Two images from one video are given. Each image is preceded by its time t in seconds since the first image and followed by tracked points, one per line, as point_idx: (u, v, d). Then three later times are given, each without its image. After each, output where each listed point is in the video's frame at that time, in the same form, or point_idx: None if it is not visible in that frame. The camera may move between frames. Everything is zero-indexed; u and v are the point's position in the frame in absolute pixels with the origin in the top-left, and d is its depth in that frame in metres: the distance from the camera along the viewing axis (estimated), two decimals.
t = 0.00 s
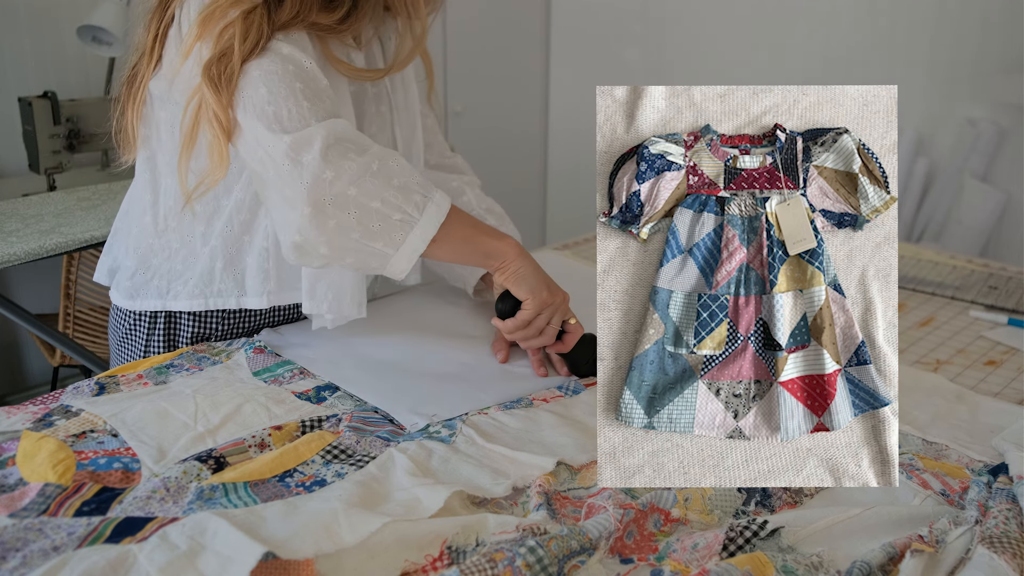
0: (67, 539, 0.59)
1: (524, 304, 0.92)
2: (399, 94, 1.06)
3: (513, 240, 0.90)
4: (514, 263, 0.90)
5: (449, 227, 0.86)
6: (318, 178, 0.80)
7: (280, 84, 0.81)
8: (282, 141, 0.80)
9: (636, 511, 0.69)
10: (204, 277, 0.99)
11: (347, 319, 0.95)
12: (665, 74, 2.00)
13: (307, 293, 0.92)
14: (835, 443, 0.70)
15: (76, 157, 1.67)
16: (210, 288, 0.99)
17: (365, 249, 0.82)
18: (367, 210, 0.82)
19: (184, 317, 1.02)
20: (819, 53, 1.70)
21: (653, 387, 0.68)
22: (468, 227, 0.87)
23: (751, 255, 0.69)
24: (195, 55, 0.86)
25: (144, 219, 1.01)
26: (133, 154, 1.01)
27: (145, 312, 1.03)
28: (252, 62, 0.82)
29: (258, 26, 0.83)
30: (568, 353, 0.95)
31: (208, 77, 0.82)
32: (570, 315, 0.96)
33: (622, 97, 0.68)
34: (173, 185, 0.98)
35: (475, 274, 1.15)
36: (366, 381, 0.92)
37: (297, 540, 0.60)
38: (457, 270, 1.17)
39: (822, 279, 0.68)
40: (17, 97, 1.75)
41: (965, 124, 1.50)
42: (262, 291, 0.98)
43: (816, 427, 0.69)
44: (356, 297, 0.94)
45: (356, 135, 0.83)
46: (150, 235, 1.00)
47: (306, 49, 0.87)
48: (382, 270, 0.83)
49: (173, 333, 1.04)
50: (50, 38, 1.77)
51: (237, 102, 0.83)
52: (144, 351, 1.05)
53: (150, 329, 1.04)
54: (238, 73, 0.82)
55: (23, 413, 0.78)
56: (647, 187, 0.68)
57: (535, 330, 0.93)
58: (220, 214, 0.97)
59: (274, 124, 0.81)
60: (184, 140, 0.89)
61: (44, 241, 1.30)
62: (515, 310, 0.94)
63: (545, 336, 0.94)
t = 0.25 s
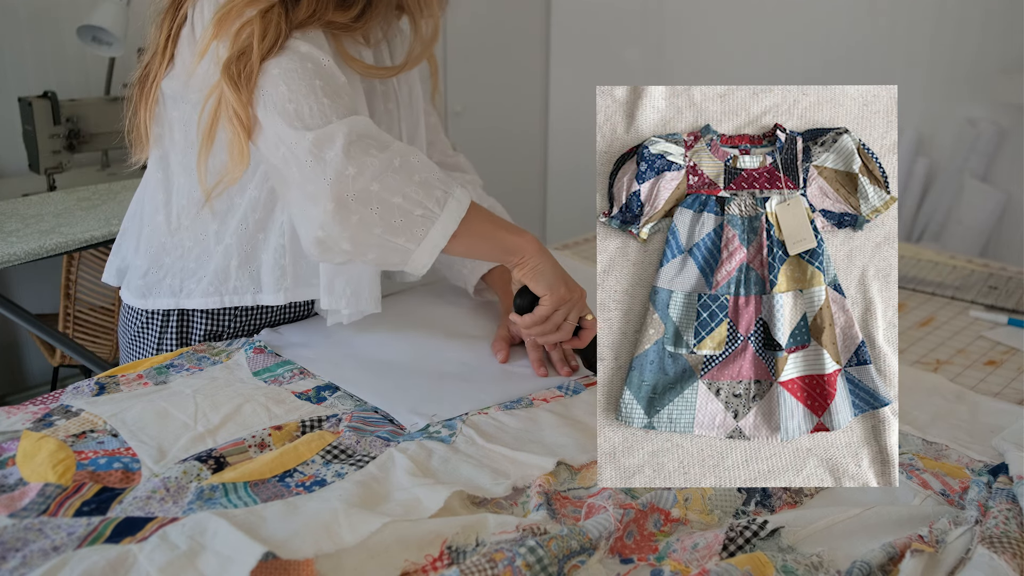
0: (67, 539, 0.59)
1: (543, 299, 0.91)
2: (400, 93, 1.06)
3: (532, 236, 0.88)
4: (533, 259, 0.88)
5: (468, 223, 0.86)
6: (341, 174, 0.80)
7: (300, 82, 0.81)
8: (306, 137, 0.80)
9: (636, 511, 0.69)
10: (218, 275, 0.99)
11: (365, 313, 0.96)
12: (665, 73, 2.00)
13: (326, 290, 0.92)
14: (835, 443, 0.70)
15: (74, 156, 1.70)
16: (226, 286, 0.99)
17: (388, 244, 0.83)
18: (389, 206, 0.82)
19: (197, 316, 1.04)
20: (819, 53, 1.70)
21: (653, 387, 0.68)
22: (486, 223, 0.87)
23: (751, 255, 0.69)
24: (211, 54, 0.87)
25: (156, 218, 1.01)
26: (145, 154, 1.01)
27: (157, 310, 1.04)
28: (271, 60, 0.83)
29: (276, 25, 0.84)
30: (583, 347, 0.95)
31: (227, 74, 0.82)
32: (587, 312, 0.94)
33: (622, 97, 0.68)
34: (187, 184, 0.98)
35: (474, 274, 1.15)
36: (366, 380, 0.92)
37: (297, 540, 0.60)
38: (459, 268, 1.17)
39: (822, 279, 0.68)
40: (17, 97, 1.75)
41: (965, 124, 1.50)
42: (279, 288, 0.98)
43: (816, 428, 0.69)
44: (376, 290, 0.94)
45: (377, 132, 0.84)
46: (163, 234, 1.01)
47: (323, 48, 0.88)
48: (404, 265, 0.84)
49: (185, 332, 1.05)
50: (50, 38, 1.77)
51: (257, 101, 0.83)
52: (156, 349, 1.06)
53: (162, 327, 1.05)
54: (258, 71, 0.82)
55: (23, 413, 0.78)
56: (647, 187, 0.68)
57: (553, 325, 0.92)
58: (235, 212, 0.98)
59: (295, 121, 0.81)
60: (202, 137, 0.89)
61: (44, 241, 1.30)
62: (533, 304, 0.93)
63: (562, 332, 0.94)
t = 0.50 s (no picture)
0: (67, 539, 0.59)
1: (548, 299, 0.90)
2: (405, 91, 1.06)
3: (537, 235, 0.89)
4: (538, 259, 0.88)
5: (475, 222, 0.87)
6: (347, 171, 0.81)
7: (307, 81, 0.82)
8: (313, 135, 0.81)
9: (636, 511, 0.69)
10: (225, 272, 1.01)
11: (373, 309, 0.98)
12: (665, 73, 2.00)
13: (334, 285, 0.94)
14: (835, 443, 0.70)
15: (74, 156, 1.71)
16: (233, 282, 1.01)
17: (394, 242, 0.84)
18: (395, 203, 0.83)
19: (202, 312, 1.04)
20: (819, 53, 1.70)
21: (653, 387, 0.68)
22: (492, 221, 0.88)
23: (751, 255, 0.69)
24: (220, 53, 0.88)
25: (164, 215, 1.02)
26: (154, 152, 1.02)
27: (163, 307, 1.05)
28: (278, 59, 0.84)
29: (284, 24, 0.85)
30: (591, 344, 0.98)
31: (236, 72, 0.83)
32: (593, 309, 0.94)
33: (622, 97, 0.68)
34: (194, 182, 0.98)
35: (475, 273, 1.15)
36: (366, 380, 0.92)
37: (297, 540, 0.60)
38: (460, 267, 1.17)
39: (822, 279, 0.68)
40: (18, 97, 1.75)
41: (965, 124, 1.50)
42: (286, 283, 1.01)
43: (816, 428, 0.69)
44: (384, 285, 0.95)
45: (383, 130, 0.85)
46: (170, 231, 1.01)
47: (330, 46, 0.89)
48: (410, 263, 0.84)
49: (191, 329, 1.05)
50: (51, 38, 1.77)
51: (263, 99, 0.84)
52: (161, 347, 1.06)
53: (168, 323, 1.05)
54: (265, 70, 0.83)
55: (23, 413, 0.78)
56: (647, 187, 0.68)
57: (560, 324, 0.93)
58: (242, 208, 0.98)
59: (302, 119, 0.82)
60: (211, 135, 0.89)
61: (45, 241, 1.30)
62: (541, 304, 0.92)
63: (568, 329, 0.94)
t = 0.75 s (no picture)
0: (66, 539, 0.58)
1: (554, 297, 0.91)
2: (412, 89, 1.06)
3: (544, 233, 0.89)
4: (545, 256, 0.89)
5: (481, 218, 0.87)
6: (356, 168, 0.82)
7: (316, 78, 0.82)
8: (322, 133, 0.81)
9: (636, 511, 0.68)
10: (233, 269, 1.00)
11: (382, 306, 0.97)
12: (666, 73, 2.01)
13: (342, 282, 0.94)
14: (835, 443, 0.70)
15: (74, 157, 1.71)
16: (241, 279, 1.00)
17: (402, 238, 0.84)
18: (403, 200, 0.84)
19: (209, 310, 1.05)
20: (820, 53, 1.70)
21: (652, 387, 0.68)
22: (499, 218, 0.88)
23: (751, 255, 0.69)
24: (228, 52, 0.86)
25: (171, 212, 1.02)
26: (163, 150, 1.00)
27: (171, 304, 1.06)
28: (287, 58, 0.83)
29: (292, 23, 0.84)
30: (598, 344, 0.96)
31: (244, 71, 0.82)
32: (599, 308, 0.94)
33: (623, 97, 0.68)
34: (203, 180, 0.98)
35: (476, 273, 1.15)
36: (366, 380, 0.92)
37: (297, 540, 0.60)
38: (462, 267, 1.17)
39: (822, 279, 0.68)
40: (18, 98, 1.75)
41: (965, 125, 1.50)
42: (293, 280, 1.00)
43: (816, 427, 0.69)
44: (391, 281, 0.95)
45: (392, 128, 0.86)
46: (177, 228, 1.01)
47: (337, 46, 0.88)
48: (417, 259, 0.85)
49: (198, 329, 1.06)
50: (51, 38, 1.80)
51: (274, 97, 0.83)
52: (168, 345, 1.07)
53: (176, 320, 1.06)
54: (274, 69, 0.83)
55: (23, 413, 0.78)
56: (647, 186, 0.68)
57: (567, 322, 0.92)
58: (250, 206, 0.99)
59: (311, 117, 0.82)
60: (220, 132, 0.89)
61: (44, 241, 1.30)
62: (548, 301, 0.91)
63: (575, 328, 0.93)
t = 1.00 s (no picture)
0: (66, 539, 0.58)
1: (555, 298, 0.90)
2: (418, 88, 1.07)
3: (544, 235, 0.89)
4: (545, 257, 0.89)
5: (483, 217, 0.87)
6: (358, 164, 0.82)
7: (320, 74, 0.82)
8: (326, 128, 0.82)
9: (636, 511, 0.68)
10: (240, 267, 1.00)
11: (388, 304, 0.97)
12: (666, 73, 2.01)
13: (348, 279, 0.94)
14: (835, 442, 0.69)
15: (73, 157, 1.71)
16: (248, 277, 1.01)
17: (403, 235, 0.85)
18: (405, 196, 0.84)
19: (216, 308, 1.05)
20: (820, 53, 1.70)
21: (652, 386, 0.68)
22: (500, 218, 0.88)
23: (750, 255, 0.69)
24: (234, 48, 0.87)
25: (178, 210, 1.02)
26: (171, 150, 1.00)
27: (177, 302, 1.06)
28: (293, 54, 0.83)
29: (298, 20, 0.84)
30: (599, 345, 0.97)
31: (250, 66, 0.83)
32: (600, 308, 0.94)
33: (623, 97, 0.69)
34: (210, 178, 0.98)
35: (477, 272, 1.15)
36: (366, 379, 0.92)
37: (297, 540, 0.60)
38: (462, 266, 1.17)
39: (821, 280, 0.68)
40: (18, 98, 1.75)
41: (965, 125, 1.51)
42: (300, 278, 1.00)
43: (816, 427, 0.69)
44: (398, 280, 0.95)
45: (395, 125, 0.86)
46: (184, 226, 1.02)
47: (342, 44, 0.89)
48: (418, 256, 0.86)
49: (204, 326, 1.06)
50: (50, 38, 1.80)
51: (278, 92, 0.83)
52: (175, 343, 1.07)
53: (182, 318, 1.06)
54: (280, 64, 0.83)
55: (23, 413, 0.78)
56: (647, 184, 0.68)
57: (569, 323, 0.91)
58: (256, 204, 0.99)
59: (315, 112, 0.82)
60: (225, 128, 0.89)
61: (45, 241, 1.30)
62: (549, 303, 0.91)
63: (577, 329, 0.93)
